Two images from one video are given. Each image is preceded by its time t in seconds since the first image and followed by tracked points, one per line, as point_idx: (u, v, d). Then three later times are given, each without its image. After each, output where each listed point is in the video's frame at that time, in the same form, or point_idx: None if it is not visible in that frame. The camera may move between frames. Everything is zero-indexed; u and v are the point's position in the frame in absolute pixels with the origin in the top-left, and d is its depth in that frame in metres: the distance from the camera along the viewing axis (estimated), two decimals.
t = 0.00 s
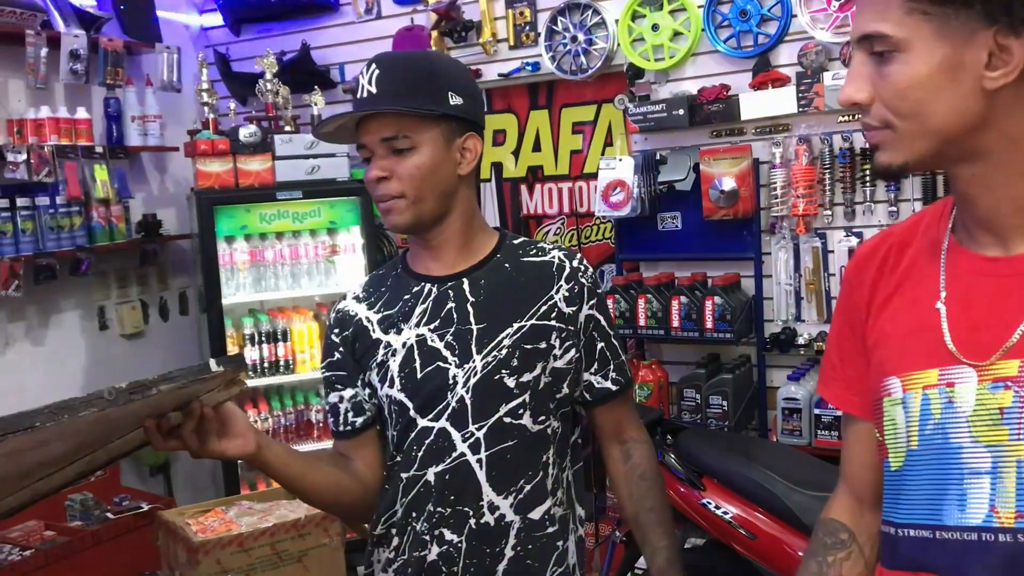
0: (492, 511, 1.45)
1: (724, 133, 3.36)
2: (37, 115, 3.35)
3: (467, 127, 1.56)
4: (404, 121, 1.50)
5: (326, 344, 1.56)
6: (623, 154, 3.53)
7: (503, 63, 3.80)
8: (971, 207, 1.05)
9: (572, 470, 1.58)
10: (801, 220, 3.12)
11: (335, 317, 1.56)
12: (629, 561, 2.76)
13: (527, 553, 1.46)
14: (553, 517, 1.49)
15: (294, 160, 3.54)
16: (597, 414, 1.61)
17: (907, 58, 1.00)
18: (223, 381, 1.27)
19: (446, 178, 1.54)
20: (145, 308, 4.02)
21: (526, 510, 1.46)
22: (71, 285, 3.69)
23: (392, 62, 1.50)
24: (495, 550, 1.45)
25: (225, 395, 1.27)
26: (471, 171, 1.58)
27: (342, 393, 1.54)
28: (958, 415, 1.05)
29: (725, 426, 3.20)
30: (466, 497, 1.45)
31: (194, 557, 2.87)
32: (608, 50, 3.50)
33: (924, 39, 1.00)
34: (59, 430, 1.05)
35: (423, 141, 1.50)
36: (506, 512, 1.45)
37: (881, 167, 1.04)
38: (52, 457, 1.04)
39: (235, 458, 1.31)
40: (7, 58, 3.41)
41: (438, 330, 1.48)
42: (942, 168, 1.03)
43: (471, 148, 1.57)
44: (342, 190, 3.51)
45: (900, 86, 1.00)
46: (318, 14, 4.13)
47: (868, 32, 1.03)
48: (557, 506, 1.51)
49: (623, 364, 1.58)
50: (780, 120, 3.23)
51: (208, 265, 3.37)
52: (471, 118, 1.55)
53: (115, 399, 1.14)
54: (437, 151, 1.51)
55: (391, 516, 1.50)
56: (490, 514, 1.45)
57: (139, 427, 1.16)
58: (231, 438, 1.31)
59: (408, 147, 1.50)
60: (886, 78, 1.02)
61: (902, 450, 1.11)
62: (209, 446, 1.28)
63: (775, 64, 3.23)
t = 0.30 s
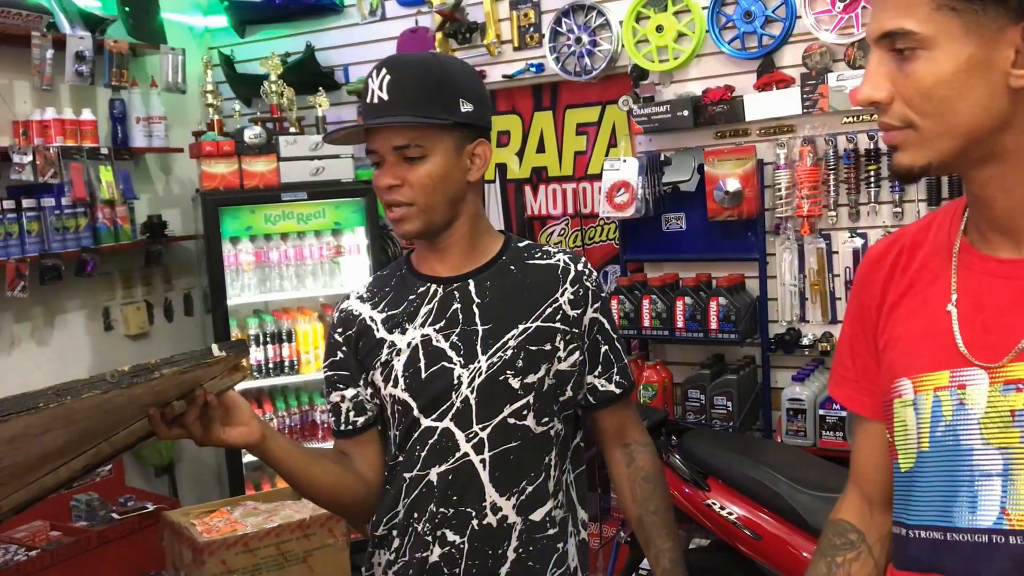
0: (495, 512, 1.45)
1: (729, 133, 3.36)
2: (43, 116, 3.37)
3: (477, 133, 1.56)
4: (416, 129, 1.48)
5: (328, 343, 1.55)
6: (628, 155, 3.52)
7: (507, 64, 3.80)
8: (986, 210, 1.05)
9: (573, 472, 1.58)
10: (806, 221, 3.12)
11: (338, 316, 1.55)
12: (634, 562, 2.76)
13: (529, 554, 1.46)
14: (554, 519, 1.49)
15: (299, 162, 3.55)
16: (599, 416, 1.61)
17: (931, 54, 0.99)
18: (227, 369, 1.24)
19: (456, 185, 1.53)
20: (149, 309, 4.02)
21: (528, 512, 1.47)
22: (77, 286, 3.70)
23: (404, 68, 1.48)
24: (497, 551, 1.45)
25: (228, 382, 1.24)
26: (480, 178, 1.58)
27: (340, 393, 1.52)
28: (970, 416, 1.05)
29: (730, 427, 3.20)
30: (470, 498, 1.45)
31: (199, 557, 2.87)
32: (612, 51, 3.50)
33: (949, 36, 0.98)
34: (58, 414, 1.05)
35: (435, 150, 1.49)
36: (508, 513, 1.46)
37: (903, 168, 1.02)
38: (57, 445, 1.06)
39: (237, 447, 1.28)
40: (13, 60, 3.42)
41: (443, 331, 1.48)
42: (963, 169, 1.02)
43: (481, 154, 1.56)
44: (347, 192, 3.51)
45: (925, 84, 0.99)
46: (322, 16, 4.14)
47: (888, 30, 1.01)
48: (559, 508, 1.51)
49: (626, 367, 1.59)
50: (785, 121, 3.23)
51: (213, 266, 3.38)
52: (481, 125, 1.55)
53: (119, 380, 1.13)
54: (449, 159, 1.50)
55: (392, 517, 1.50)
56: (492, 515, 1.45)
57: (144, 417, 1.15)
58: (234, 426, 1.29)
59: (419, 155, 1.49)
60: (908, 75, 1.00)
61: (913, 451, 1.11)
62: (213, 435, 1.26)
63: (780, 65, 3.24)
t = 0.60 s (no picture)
0: (494, 513, 1.46)
1: (731, 134, 3.36)
2: (47, 117, 3.38)
3: (496, 143, 1.56)
4: (438, 135, 1.48)
5: (326, 342, 1.55)
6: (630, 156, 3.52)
7: (509, 65, 3.81)
8: (991, 212, 1.06)
9: (568, 473, 1.58)
10: (808, 222, 3.13)
11: (337, 315, 1.55)
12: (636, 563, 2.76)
13: (526, 555, 1.47)
14: (551, 520, 1.50)
15: (303, 162, 3.56)
16: (595, 419, 1.62)
17: (952, 45, 0.99)
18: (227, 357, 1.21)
19: (471, 192, 1.53)
20: (153, 309, 4.03)
21: (527, 513, 1.47)
22: (80, 286, 3.71)
23: (431, 70, 1.48)
24: (495, 552, 1.46)
25: (229, 374, 1.21)
26: (493, 186, 1.59)
27: (338, 393, 1.52)
28: (974, 418, 1.05)
29: (732, 427, 3.20)
30: (469, 499, 1.45)
31: (202, 557, 2.87)
32: (615, 52, 3.50)
33: (972, 27, 0.98)
34: (58, 404, 1.05)
35: (456, 157, 1.49)
36: (507, 514, 1.46)
37: (913, 164, 1.02)
38: (58, 438, 1.07)
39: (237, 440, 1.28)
40: (17, 61, 3.42)
41: (445, 332, 1.48)
42: (974, 168, 1.02)
43: (496, 162, 1.57)
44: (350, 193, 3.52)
45: (943, 75, 0.99)
46: (325, 17, 4.14)
47: (911, 17, 1.02)
48: (557, 509, 1.51)
49: (623, 370, 1.60)
50: (788, 121, 3.23)
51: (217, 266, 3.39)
52: (499, 134, 1.56)
53: (119, 369, 1.12)
54: (468, 168, 1.51)
55: (389, 517, 1.50)
56: (491, 515, 1.45)
57: (145, 411, 1.14)
58: (234, 419, 1.28)
59: (439, 162, 1.49)
60: (926, 66, 1.01)
61: (917, 452, 1.12)
62: (214, 427, 1.25)
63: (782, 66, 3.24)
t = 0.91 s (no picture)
0: (497, 518, 1.46)
1: (734, 137, 3.36)
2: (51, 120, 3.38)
3: (503, 150, 1.57)
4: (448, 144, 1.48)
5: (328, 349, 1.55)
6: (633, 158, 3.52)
7: (512, 67, 3.83)
8: (1001, 218, 1.06)
9: (570, 477, 1.59)
10: (812, 224, 3.12)
11: (339, 321, 1.55)
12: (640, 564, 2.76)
13: (527, 560, 1.47)
14: (553, 525, 1.50)
15: (306, 165, 3.57)
16: (596, 422, 1.62)
17: (999, 40, 1.00)
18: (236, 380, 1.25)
19: (478, 200, 1.54)
20: (156, 311, 4.05)
21: (529, 518, 1.47)
22: (84, 288, 3.71)
23: (442, 78, 1.48)
24: (497, 558, 1.46)
25: (239, 396, 1.25)
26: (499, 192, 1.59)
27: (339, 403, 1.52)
28: (978, 424, 1.06)
29: (735, 430, 3.21)
30: (472, 504, 1.45)
31: (206, 559, 2.87)
32: (618, 54, 3.50)
33: (1019, 23, 0.99)
34: (72, 431, 1.03)
35: (465, 166, 1.50)
36: (509, 519, 1.46)
37: (946, 160, 1.02)
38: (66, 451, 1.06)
39: (247, 458, 1.32)
40: (21, 64, 3.43)
41: (448, 338, 1.48)
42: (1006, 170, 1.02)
43: (503, 170, 1.57)
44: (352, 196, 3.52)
45: (988, 73, 0.99)
46: (329, 19, 4.15)
47: (954, 10, 1.01)
48: (558, 514, 1.52)
49: (625, 374, 1.60)
50: (791, 124, 3.23)
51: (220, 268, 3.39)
52: (507, 141, 1.56)
53: (132, 397, 1.11)
54: (477, 176, 1.51)
55: (391, 522, 1.50)
56: (493, 521, 1.45)
57: (154, 428, 1.15)
58: (241, 440, 1.31)
59: (448, 171, 1.49)
60: (968, 61, 1.01)
61: (919, 457, 1.12)
62: (222, 447, 1.28)
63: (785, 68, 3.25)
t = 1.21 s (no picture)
0: (507, 515, 1.45)
1: (739, 136, 3.36)
2: (56, 119, 3.38)
3: (507, 149, 1.56)
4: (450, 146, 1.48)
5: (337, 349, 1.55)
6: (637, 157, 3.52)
7: (517, 66, 3.82)
8: (1010, 212, 1.05)
9: (582, 474, 1.58)
10: (818, 223, 3.10)
11: (347, 322, 1.55)
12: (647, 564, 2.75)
13: (538, 557, 1.46)
14: (565, 521, 1.49)
15: (311, 164, 3.57)
16: (606, 418, 1.62)
17: (1005, 45, 0.99)
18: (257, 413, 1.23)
19: (483, 199, 1.53)
20: (161, 311, 4.05)
21: (540, 515, 1.47)
22: (88, 288, 3.71)
23: (443, 78, 1.48)
24: (509, 555, 1.45)
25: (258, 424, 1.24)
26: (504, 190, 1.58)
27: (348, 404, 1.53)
28: (988, 421, 1.05)
29: (740, 429, 3.20)
30: (482, 502, 1.45)
31: (211, 559, 2.86)
32: (624, 53, 3.49)
33: None
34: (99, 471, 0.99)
35: (468, 167, 1.49)
36: (520, 517, 1.46)
37: (955, 164, 1.01)
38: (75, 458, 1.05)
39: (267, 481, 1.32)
40: (27, 64, 3.43)
41: (456, 336, 1.48)
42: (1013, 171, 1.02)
43: (507, 167, 1.56)
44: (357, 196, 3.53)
45: (996, 78, 0.99)
46: (334, 19, 4.15)
47: (960, 16, 1.00)
48: (569, 511, 1.51)
49: (634, 368, 1.59)
50: (796, 122, 3.23)
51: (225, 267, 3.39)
52: (510, 140, 1.55)
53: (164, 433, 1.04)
54: (480, 176, 1.50)
55: (402, 520, 1.50)
56: (504, 518, 1.45)
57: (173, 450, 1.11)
58: (261, 464, 1.31)
59: (451, 172, 1.49)
60: (975, 66, 1.00)
61: (928, 454, 1.12)
62: (242, 471, 1.29)
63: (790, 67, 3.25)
